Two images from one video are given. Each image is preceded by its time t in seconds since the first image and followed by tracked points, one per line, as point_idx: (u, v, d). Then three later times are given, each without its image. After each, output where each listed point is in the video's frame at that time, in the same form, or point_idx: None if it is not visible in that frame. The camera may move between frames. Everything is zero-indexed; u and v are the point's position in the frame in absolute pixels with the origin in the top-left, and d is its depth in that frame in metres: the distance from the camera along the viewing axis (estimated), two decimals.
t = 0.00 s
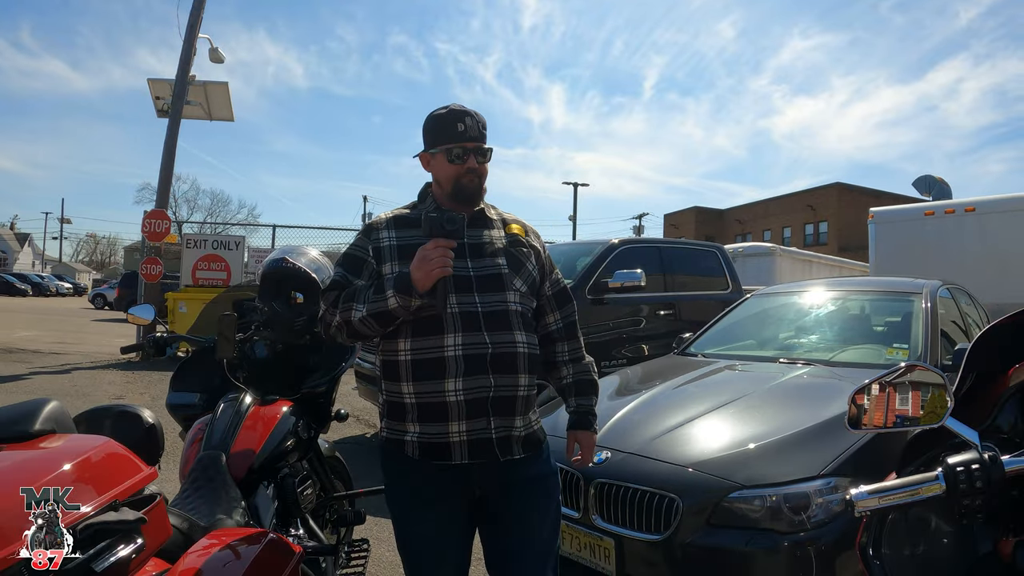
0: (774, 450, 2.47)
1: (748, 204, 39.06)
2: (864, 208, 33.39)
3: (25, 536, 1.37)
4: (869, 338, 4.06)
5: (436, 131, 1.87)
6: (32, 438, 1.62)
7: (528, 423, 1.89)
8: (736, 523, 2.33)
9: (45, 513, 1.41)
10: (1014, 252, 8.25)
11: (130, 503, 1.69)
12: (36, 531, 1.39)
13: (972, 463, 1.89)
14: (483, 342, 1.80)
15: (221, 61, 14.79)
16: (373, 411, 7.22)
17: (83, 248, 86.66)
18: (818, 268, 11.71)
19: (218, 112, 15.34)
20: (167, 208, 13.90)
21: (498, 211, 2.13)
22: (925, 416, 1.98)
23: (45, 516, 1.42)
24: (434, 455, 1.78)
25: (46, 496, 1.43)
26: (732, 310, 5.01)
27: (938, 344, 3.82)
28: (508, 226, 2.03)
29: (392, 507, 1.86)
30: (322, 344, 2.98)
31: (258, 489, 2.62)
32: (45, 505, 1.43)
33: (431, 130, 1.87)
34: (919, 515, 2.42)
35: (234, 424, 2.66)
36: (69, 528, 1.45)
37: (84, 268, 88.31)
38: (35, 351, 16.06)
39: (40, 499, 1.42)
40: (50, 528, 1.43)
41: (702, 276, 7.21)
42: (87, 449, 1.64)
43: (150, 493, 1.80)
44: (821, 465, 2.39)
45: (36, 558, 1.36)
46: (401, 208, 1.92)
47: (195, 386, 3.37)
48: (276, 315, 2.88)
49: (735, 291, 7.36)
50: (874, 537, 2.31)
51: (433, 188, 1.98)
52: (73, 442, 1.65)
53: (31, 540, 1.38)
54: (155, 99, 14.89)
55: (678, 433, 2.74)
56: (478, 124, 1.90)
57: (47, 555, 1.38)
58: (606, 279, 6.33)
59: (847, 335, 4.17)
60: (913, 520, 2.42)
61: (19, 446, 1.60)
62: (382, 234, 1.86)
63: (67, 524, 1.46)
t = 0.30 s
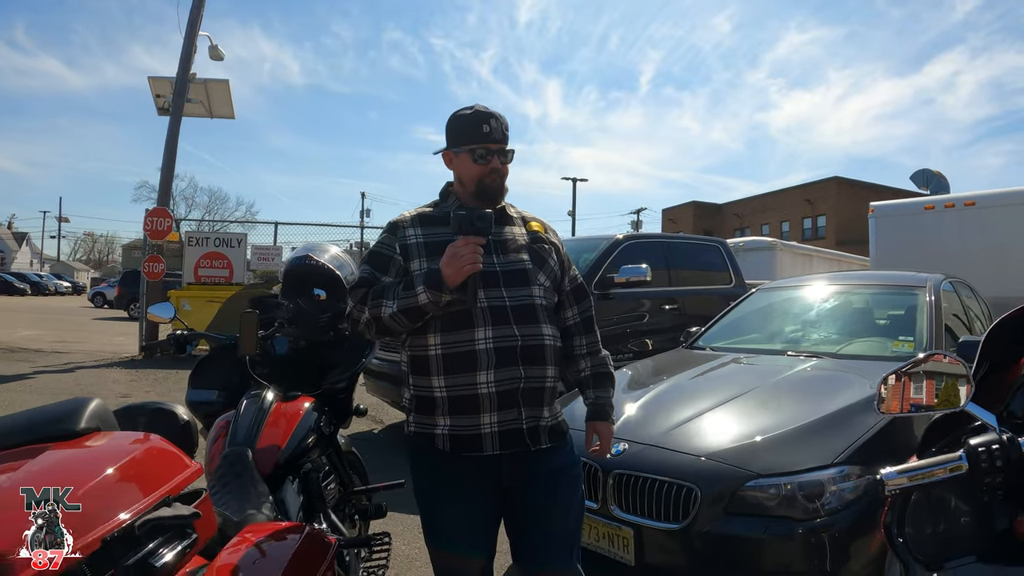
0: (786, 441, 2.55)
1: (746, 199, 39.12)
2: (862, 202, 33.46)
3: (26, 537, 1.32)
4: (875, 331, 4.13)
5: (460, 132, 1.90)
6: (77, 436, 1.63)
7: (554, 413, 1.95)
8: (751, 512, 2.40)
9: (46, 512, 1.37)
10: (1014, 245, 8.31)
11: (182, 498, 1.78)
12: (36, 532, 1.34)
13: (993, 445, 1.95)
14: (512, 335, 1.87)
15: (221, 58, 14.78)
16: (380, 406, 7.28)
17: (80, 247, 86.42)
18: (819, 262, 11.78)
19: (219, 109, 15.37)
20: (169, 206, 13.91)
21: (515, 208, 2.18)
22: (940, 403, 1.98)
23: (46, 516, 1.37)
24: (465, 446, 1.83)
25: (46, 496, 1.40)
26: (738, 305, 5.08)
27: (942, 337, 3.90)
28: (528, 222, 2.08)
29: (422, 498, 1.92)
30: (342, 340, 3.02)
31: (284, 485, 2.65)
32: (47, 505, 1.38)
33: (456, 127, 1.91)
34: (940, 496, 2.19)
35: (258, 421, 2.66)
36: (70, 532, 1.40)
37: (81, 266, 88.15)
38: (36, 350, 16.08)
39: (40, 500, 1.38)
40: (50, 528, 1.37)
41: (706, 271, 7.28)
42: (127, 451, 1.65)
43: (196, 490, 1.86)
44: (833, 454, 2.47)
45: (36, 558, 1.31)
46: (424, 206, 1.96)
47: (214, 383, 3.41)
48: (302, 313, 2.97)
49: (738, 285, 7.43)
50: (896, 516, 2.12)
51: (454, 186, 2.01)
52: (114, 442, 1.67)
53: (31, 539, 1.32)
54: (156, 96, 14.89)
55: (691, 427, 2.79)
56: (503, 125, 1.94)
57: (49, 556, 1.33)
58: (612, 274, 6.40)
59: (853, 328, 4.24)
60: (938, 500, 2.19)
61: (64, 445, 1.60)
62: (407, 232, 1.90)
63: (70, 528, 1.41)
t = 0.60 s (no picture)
0: (811, 436, 2.62)
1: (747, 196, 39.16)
2: (863, 199, 33.50)
3: (25, 537, 1.27)
4: (890, 327, 4.18)
5: (501, 133, 1.93)
6: (129, 441, 1.66)
7: (594, 409, 2.00)
8: (778, 506, 2.47)
9: (46, 513, 1.30)
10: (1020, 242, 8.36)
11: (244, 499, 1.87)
12: (36, 532, 1.27)
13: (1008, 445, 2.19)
14: (556, 332, 1.91)
15: (224, 56, 14.80)
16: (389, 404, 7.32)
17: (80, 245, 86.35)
18: (823, 259, 11.83)
19: (222, 107, 15.37)
20: (173, 204, 13.93)
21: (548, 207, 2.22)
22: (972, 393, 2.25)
23: (46, 516, 1.31)
24: (509, 443, 1.87)
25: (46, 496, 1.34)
26: (751, 303, 5.13)
27: (957, 333, 3.95)
28: (563, 221, 2.13)
29: (462, 495, 1.94)
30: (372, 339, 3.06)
31: (318, 484, 2.65)
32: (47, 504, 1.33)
33: (497, 127, 1.94)
34: (983, 484, 2.30)
35: (288, 421, 2.66)
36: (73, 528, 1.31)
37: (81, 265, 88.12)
38: (41, 349, 16.09)
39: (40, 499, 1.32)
40: (52, 529, 1.29)
41: (714, 268, 7.33)
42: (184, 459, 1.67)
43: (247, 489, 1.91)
44: (859, 449, 2.55)
45: (37, 558, 1.21)
46: (462, 205, 2.00)
47: (236, 382, 3.39)
48: (335, 311, 2.96)
49: (746, 283, 7.47)
50: (942, 506, 2.26)
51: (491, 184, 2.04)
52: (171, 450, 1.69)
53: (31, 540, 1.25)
54: (159, 95, 14.91)
55: (715, 427, 2.83)
56: (544, 126, 1.98)
57: (49, 555, 1.23)
58: (622, 272, 6.45)
59: (867, 324, 4.29)
60: (977, 490, 2.29)
61: (118, 447, 1.64)
62: (448, 230, 1.94)
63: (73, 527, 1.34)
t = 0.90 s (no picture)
0: (828, 429, 2.79)
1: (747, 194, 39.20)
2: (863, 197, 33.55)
3: (27, 537, 1.30)
4: (903, 322, 4.26)
5: (540, 130, 2.00)
6: (186, 433, 1.71)
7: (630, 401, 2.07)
8: (800, 496, 2.64)
9: (45, 513, 1.34)
10: None
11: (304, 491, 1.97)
12: (37, 533, 1.30)
13: None
14: (597, 325, 1.99)
15: (228, 55, 14.82)
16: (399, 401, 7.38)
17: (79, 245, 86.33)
18: (826, 256, 11.88)
19: (226, 105, 15.39)
20: (177, 203, 13.95)
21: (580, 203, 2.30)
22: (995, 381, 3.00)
23: (47, 516, 1.34)
24: (549, 433, 1.93)
25: (47, 496, 1.38)
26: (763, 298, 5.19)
27: (968, 327, 4.04)
28: (597, 217, 2.21)
29: (499, 486, 1.98)
30: (400, 335, 3.12)
31: (349, 478, 2.69)
32: (48, 505, 1.36)
33: (536, 123, 2.01)
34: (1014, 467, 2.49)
35: (318, 417, 2.68)
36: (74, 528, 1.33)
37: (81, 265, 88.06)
38: (44, 349, 16.10)
39: (40, 500, 1.36)
40: (51, 528, 1.32)
41: (722, 265, 7.39)
42: (239, 458, 1.66)
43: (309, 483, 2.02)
44: (879, 441, 2.74)
45: (36, 558, 1.25)
46: (500, 200, 2.08)
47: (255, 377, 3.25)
48: (367, 305, 2.99)
49: (754, 280, 7.53)
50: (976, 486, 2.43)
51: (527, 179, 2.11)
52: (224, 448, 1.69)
53: (31, 540, 1.28)
54: (163, 93, 14.93)
55: (737, 426, 2.94)
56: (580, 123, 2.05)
57: (49, 555, 1.25)
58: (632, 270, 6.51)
59: (880, 319, 4.37)
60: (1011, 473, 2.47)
61: (173, 441, 1.68)
62: (489, 225, 2.01)
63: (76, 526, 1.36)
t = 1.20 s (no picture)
0: (837, 430, 2.85)
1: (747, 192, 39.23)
2: (863, 195, 33.58)
3: (27, 537, 1.41)
4: (908, 322, 4.32)
5: (562, 137, 2.04)
6: (219, 443, 1.76)
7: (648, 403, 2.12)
8: (810, 497, 2.71)
9: (44, 513, 1.44)
10: None
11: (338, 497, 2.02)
12: (37, 532, 1.41)
13: None
14: (619, 329, 2.03)
15: (230, 54, 14.83)
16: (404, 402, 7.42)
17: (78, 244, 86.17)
18: (829, 255, 11.92)
19: (228, 105, 15.41)
20: (180, 203, 13.98)
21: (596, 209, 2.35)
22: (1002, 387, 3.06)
23: (46, 517, 1.45)
24: (571, 435, 1.97)
25: (46, 496, 1.50)
26: (768, 299, 5.23)
27: (972, 328, 4.10)
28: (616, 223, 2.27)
29: (518, 486, 2.02)
30: (414, 338, 3.16)
31: (366, 481, 2.74)
32: (47, 506, 1.47)
33: (558, 130, 2.05)
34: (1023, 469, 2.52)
35: (336, 421, 2.73)
36: (72, 530, 1.43)
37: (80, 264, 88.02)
38: (46, 349, 16.11)
39: (40, 500, 1.47)
40: (50, 529, 1.42)
41: (726, 265, 7.43)
42: (274, 471, 1.70)
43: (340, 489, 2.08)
44: (888, 442, 2.81)
45: (35, 558, 1.33)
46: (521, 205, 2.12)
47: (268, 380, 3.24)
48: (384, 309, 3.01)
49: (757, 280, 7.57)
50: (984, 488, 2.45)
51: (547, 185, 2.16)
52: (258, 460, 1.73)
53: (30, 542, 1.38)
54: (165, 93, 14.94)
55: (749, 428, 2.99)
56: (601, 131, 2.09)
57: (48, 556, 1.34)
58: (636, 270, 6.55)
59: (885, 319, 4.43)
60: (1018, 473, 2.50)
61: (208, 451, 1.73)
62: (512, 230, 2.06)
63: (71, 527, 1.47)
